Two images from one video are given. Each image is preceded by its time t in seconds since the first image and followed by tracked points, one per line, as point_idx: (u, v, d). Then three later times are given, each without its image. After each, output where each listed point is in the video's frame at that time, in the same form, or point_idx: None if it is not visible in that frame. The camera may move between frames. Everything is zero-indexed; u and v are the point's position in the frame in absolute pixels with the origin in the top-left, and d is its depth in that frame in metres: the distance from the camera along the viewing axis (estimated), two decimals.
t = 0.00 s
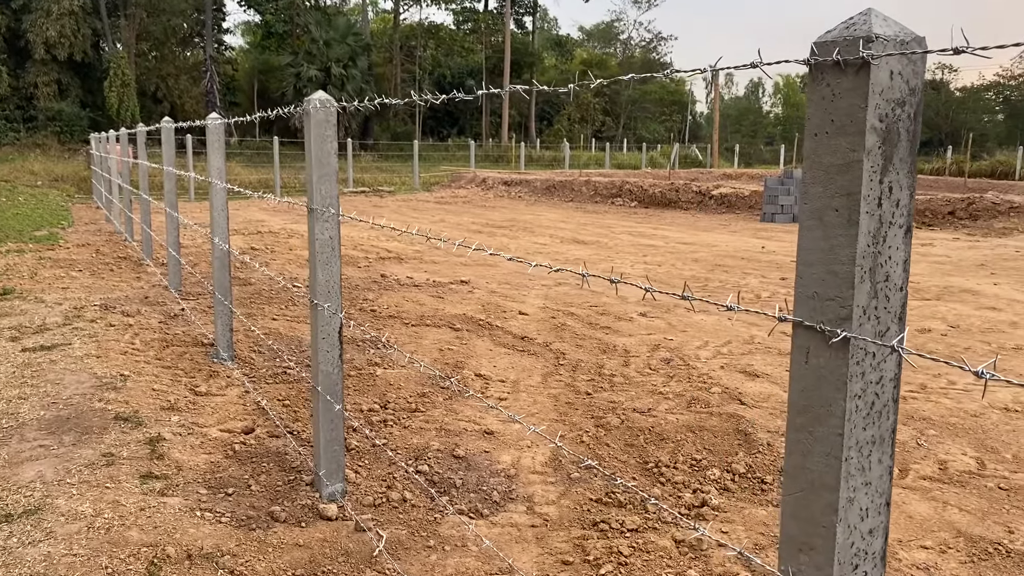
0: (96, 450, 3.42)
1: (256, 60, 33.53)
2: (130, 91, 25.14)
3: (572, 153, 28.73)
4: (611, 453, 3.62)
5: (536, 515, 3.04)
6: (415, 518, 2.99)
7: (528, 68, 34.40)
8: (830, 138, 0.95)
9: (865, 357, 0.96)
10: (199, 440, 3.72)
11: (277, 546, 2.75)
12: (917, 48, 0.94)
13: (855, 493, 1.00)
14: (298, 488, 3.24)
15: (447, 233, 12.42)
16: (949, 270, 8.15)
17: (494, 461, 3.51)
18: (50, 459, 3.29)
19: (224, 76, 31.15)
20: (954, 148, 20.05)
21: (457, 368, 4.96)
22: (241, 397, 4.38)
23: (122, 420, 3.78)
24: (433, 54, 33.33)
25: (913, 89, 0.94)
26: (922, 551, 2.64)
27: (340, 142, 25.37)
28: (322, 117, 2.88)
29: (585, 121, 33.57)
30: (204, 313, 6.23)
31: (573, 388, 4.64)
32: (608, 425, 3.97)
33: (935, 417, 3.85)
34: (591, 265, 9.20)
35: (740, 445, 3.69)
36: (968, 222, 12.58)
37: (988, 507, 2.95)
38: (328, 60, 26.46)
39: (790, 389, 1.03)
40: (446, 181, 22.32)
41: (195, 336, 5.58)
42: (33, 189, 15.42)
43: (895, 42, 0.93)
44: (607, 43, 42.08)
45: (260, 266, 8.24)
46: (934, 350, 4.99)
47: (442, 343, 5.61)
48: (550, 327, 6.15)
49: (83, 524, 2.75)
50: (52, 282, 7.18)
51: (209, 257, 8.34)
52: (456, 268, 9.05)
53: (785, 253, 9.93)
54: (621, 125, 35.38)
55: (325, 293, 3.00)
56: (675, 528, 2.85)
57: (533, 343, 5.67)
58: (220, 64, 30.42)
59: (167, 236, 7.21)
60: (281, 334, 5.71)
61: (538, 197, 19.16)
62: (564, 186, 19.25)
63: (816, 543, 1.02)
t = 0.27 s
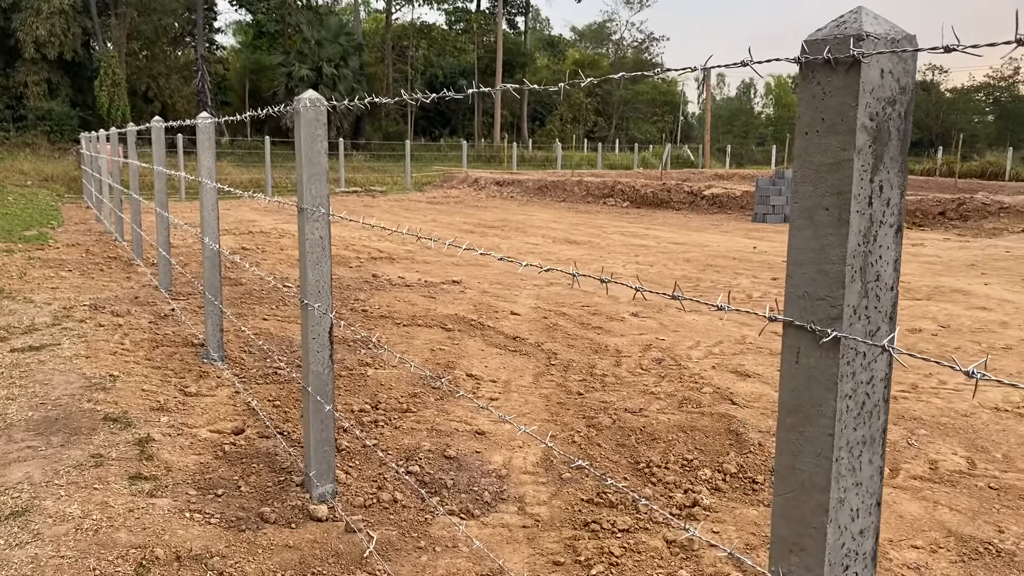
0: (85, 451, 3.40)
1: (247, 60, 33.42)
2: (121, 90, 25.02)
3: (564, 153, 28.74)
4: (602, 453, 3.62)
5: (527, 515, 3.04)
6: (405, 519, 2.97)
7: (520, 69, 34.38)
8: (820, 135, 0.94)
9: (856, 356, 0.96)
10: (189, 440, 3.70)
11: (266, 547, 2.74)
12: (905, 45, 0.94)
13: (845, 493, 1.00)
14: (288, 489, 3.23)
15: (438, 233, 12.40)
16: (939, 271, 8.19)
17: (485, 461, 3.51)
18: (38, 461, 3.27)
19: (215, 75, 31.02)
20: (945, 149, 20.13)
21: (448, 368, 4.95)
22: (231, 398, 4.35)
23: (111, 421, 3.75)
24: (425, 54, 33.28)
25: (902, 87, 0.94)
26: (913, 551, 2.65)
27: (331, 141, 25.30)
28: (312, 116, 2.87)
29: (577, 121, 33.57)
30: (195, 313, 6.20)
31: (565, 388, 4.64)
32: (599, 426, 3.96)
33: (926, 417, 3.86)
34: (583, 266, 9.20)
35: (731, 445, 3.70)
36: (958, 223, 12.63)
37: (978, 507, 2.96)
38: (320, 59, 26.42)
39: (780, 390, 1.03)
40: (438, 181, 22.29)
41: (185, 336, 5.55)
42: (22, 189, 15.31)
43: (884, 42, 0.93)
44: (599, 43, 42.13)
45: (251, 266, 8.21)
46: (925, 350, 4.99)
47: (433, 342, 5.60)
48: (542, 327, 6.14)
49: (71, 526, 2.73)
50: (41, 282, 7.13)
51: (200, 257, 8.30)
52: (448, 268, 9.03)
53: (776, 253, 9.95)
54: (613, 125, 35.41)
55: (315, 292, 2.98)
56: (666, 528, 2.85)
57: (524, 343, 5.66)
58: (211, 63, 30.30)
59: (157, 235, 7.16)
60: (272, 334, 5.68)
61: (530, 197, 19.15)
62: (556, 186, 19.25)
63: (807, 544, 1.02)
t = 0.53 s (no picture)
0: (69, 453, 3.38)
1: (238, 59, 33.29)
2: (111, 89, 24.88)
3: (555, 153, 28.75)
4: (591, 455, 3.61)
5: (515, 518, 3.02)
6: (393, 522, 2.96)
7: (511, 69, 34.38)
8: (808, 134, 0.93)
9: (842, 361, 0.95)
10: (176, 442, 3.67)
11: (252, 550, 2.72)
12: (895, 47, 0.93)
13: (830, 500, 0.99)
14: (274, 491, 3.20)
15: (429, 233, 12.37)
16: (928, 272, 8.22)
17: (473, 463, 3.49)
18: (22, 463, 3.25)
19: (206, 74, 30.89)
20: (934, 151, 20.23)
21: (437, 369, 4.93)
22: (219, 399, 4.33)
23: (97, 423, 3.73)
24: (417, 54, 33.24)
25: (893, 87, 0.93)
26: (901, 553, 2.65)
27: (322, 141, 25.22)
28: (299, 116, 2.85)
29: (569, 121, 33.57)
30: (183, 313, 6.16)
31: (554, 389, 4.63)
32: (588, 427, 3.95)
33: (914, 418, 3.86)
34: (573, 266, 9.19)
35: (720, 446, 3.69)
36: (947, 224, 12.69)
37: (965, 508, 2.97)
38: (311, 59, 26.37)
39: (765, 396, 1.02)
40: (429, 181, 22.25)
41: (173, 336, 5.52)
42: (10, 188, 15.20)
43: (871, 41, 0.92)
44: (590, 44, 42.17)
45: (240, 266, 8.16)
46: (913, 352, 4.98)
47: (423, 344, 5.59)
48: (532, 328, 6.13)
49: (54, 529, 2.71)
50: (28, 281, 7.08)
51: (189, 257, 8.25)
52: (438, 269, 9.01)
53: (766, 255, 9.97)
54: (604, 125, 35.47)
55: (302, 294, 2.96)
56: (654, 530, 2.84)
57: (514, 344, 5.65)
58: (202, 63, 30.16)
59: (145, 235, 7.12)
60: (260, 335, 5.65)
61: (521, 197, 19.13)
62: (547, 186, 19.25)
63: (791, 551, 1.01)
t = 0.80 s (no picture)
0: (45, 457, 3.34)
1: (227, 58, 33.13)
2: (98, 87, 24.70)
3: (545, 154, 28.78)
4: (575, 459, 3.58)
5: (498, 523, 2.99)
6: (373, 528, 2.92)
7: (501, 69, 34.38)
8: (785, 142, 0.90)
9: (818, 373, 0.93)
10: (155, 446, 3.62)
11: (230, 557, 2.67)
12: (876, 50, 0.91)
13: (808, 516, 0.97)
14: (253, 496, 3.16)
15: (417, 234, 12.33)
16: (915, 274, 8.25)
17: (456, 467, 3.46)
18: None
19: (194, 73, 30.72)
20: (921, 154, 20.35)
21: (422, 372, 4.90)
22: (200, 401, 4.27)
23: (75, 426, 3.69)
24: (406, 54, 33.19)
25: (872, 90, 0.90)
26: (886, 559, 2.63)
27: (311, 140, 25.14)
28: (279, 117, 2.81)
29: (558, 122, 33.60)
30: (166, 314, 6.09)
31: (539, 392, 4.60)
32: (573, 431, 3.92)
33: (899, 422, 3.86)
34: (561, 268, 9.18)
35: (705, 450, 3.67)
36: (934, 226, 12.76)
37: (949, 513, 2.96)
38: (301, 58, 26.30)
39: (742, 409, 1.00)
40: (418, 181, 22.20)
41: (155, 338, 5.45)
42: None
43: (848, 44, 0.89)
44: (580, 45, 42.24)
45: (226, 267, 8.10)
46: (899, 354, 4.97)
47: (408, 346, 5.55)
48: (518, 330, 6.10)
49: (27, 535, 2.67)
50: (10, 281, 6.99)
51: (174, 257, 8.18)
52: (426, 269, 8.96)
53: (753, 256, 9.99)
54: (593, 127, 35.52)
55: (282, 297, 2.92)
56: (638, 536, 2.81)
57: (500, 346, 5.62)
58: (190, 61, 30.00)
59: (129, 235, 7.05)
60: (243, 336, 5.59)
61: (510, 198, 19.11)
62: (536, 187, 19.24)
63: (767, 567, 0.99)
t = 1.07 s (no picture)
0: (12, 467, 3.29)
1: (211, 58, 32.87)
2: (80, 87, 24.42)
3: (531, 157, 28.73)
4: (554, 466, 3.54)
5: (474, 532, 2.95)
6: (346, 537, 2.86)
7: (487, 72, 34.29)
8: (753, 151, 0.94)
9: (787, 390, 0.98)
10: (125, 453, 3.56)
11: (199, 568, 2.62)
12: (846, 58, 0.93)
13: (776, 536, 1.02)
14: (225, 505, 3.10)
15: (400, 236, 12.23)
16: (898, 279, 8.27)
17: (433, 474, 3.41)
18: None
19: (177, 73, 30.45)
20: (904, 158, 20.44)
21: (401, 377, 4.85)
22: (173, 408, 4.20)
23: (44, 433, 3.64)
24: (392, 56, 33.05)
25: (841, 100, 0.93)
26: (865, 568, 2.61)
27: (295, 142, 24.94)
28: (250, 118, 2.74)
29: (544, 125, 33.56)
30: (143, 318, 6.00)
31: (520, 397, 4.55)
32: (552, 437, 3.88)
33: (880, 428, 3.83)
34: (545, 271, 9.14)
35: (685, 457, 3.64)
36: (916, 230, 12.82)
37: (930, 521, 2.94)
38: (285, 59, 26.17)
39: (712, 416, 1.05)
40: (403, 184, 22.09)
41: (130, 342, 5.36)
42: None
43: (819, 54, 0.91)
44: (566, 48, 42.24)
45: (205, 269, 8.00)
46: (881, 359, 4.94)
47: (388, 350, 5.49)
48: (500, 334, 6.05)
49: None
50: None
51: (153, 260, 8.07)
52: (408, 272, 8.90)
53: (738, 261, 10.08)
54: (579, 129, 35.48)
55: (253, 301, 2.86)
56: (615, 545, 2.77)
57: (481, 351, 5.57)
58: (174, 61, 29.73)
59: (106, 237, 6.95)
60: (220, 341, 5.51)
61: (495, 201, 19.04)
62: (521, 190, 19.19)
63: None
